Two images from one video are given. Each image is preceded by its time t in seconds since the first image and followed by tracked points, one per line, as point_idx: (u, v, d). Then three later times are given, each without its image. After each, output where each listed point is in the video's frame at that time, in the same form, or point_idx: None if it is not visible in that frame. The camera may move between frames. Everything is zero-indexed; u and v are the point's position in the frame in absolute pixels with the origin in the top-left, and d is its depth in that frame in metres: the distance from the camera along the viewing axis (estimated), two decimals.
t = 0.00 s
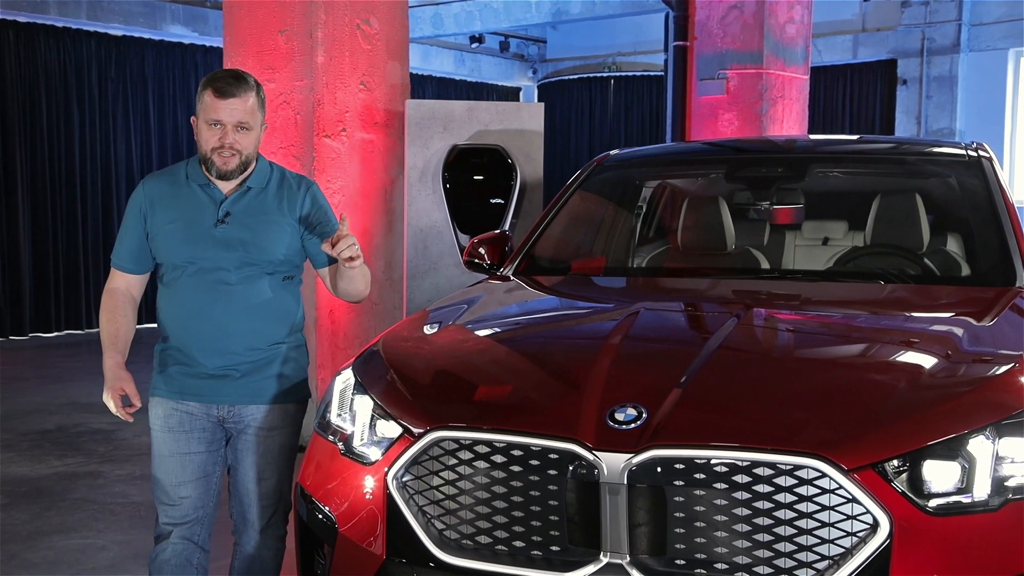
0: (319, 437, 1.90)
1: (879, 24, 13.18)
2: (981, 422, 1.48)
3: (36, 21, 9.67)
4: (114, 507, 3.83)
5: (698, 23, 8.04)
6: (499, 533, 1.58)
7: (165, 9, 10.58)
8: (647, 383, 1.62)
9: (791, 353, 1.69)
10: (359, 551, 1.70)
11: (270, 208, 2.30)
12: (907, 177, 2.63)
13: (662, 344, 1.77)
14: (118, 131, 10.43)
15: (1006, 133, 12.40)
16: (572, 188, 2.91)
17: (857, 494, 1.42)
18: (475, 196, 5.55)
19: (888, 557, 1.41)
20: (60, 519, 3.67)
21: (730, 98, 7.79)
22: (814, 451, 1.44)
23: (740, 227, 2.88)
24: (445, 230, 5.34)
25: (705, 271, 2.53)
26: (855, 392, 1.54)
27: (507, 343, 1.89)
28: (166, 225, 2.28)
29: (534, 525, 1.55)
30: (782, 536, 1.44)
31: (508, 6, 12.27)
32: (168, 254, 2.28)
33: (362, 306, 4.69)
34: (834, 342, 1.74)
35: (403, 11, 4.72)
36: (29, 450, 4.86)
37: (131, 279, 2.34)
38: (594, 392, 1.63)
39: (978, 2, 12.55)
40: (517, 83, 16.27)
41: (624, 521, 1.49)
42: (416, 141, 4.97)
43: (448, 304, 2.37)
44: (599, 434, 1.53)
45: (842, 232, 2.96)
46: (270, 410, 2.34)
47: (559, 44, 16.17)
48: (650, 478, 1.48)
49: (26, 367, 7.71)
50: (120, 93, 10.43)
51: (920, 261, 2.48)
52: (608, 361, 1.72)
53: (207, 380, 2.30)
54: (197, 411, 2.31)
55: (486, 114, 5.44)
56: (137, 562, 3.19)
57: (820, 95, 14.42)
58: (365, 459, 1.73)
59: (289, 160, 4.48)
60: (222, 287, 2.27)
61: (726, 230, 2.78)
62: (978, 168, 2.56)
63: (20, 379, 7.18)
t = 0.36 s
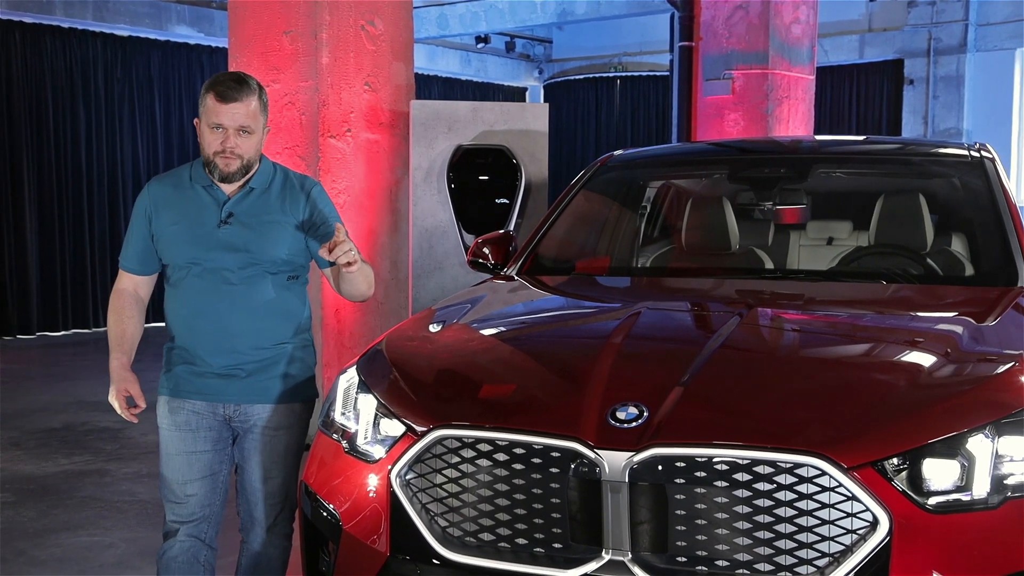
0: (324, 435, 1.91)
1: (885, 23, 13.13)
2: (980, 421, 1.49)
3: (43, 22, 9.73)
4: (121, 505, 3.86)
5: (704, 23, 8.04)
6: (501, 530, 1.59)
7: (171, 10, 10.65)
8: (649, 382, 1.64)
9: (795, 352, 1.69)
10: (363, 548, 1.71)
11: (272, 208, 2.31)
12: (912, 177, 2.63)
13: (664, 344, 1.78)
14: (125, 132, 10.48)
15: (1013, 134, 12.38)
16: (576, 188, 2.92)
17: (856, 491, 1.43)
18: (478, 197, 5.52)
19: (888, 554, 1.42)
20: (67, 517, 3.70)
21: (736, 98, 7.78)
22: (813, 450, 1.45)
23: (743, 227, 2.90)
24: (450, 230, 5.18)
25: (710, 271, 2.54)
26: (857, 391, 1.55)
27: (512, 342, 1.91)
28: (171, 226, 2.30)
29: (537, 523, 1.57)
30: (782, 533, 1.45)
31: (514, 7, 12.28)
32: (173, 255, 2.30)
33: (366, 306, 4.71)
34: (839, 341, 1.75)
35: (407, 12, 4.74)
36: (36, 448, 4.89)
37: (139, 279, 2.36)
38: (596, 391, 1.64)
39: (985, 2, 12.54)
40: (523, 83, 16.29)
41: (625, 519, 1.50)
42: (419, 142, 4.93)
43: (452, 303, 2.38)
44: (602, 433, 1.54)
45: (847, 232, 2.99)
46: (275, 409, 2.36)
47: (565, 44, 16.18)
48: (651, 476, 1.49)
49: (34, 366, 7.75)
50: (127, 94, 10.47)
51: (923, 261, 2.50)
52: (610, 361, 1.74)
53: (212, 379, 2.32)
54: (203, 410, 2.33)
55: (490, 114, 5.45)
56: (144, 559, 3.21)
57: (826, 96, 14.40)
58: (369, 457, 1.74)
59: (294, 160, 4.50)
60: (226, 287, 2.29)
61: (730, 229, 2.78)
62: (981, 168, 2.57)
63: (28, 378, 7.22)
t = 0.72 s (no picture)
0: (321, 433, 1.93)
1: (882, 24, 13.17)
2: (968, 418, 1.51)
3: (39, 22, 9.73)
4: (119, 503, 3.87)
5: (700, 24, 8.07)
6: (497, 526, 1.61)
7: (168, 10, 10.66)
8: (643, 379, 1.65)
9: (790, 350, 1.71)
10: (361, 543, 1.73)
11: (278, 208, 2.34)
12: (905, 177, 2.66)
13: (657, 342, 1.80)
14: (122, 132, 10.48)
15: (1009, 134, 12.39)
16: (571, 188, 2.94)
17: (847, 487, 1.45)
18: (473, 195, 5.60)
19: (877, 549, 1.44)
20: (65, 516, 3.71)
21: (732, 99, 7.81)
22: (805, 445, 1.47)
23: (739, 227, 2.93)
24: (446, 229, 5.36)
25: (704, 270, 2.56)
26: (849, 388, 1.57)
27: (508, 340, 1.92)
28: (176, 225, 2.31)
29: (532, 518, 1.58)
30: (773, 528, 1.47)
31: (510, 7, 12.30)
32: (178, 254, 2.31)
33: (364, 305, 4.72)
34: (834, 340, 1.77)
35: (404, 13, 4.76)
36: (34, 447, 4.90)
37: (141, 278, 2.36)
38: (590, 389, 1.66)
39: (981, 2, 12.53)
40: (520, 84, 16.32)
41: (619, 514, 1.52)
42: (415, 142, 4.96)
43: (447, 303, 2.39)
44: (595, 429, 1.56)
45: (841, 232, 3.01)
46: (274, 405, 2.38)
47: (562, 44, 16.20)
48: (644, 472, 1.51)
49: (32, 366, 7.76)
50: (124, 94, 10.49)
51: (916, 260, 2.52)
52: (604, 358, 1.75)
53: (218, 377, 2.33)
54: (208, 407, 2.35)
55: (487, 115, 5.47)
56: (142, 557, 3.23)
57: (823, 96, 14.42)
58: (366, 454, 1.76)
59: (291, 160, 4.51)
60: (232, 286, 2.31)
61: (725, 229, 2.80)
62: (973, 168, 2.59)
63: (26, 377, 7.23)
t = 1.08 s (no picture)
0: (306, 429, 1.94)
1: (861, 25, 13.34)
2: (940, 411, 1.55)
3: (19, 22, 9.67)
4: (101, 502, 3.86)
5: (681, 25, 8.11)
6: (479, 520, 1.64)
7: (149, 9, 10.60)
8: (624, 375, 1.68)
9: (769, 347, 1.74)
10: (345, 537, 1.74)
11: (266, 204, 2.36)
12: (882, 177, 2.69)
13: (637, 339, 1.82)
14: (102, 131, 10.43)
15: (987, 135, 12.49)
16: (553, 188, 2.97)
17: (822, 480, 1.48)
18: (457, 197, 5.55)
19: (851, 540, 1.47)
20: (47, 515, 3.70)
21: (712, 99, 7.87)
22: (782, 439, 1.50)
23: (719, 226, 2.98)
24: (429, 229, 5.29)
25: (683, 268, 2.59)
26: (826, 382, 1.60)
27: (491, 337, 1.95)
28: (165, 222, 2.31)
29: (514, 512, 1.61)
30: (750, 520, 1.50)
31: (492, 7, 12.31)
32: (167, 250, 2.31)
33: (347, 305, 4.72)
34: (812, 336, 1.80)
35: (386, 13, 4.77)
36: (16, 448, 4.88)
37: (130, 275, 2.36)
38: (572, 384, 1.68)
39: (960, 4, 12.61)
40: (502, 84, 16.36)
41: (599, 508, 1.55)
42: (397, 142, 4.98)
43: (429, 302, 2.41)
44: (576, 424, 1.58)
45: (820, 231, 3.02)
46: (259, 400, 2.40)
47: (544, 45, 16.24)
48: (624, 466, 1.54)
49: (12, 366, 7.72)
50: (104, 94, 10.44)
51: (891, 259, 2.57)
52: (585, 355, 1.78)
53: (208, 373, 2.34)
54: (198, 403, 2.36)
55: (469, 115, 5.50)
56: (126, 555, 3.23)
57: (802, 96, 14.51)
58: (350, 450, 1.78)
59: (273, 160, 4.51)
60: (222, 282, 2.32)
61: (704, 229, 2.83)
62: (947, 169, 2.64)
63: (8, 377, 7.20)
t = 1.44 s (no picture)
0: (290, 425, 1.96)
1: (837, 26, 13.40)
2: (910, 404, 1.59)
3: None
4: (83, 501, 3.86)
5: (659, 26, 8.17)
6: (462, 513, 1.66)
7: (127, 8, 10.55)
8: (603, 370, 1.72)
9: (746, 342, 1.78)
10: (329, 531, 1.77)
11: (252, 201, 2.39)
12: (857, 176, 2.74)
13: (615, 335, 1.86)
14: (81, 131, 10.38)
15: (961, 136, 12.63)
16: (533, 188, 3.00)
17: (796, 471, 1.51)
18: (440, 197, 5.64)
19: (824, 530, 1.51)
20: (29, 514, 3.70)
21: (690, 99, 7.94)
22: (756, 432, 1.53)
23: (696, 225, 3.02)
24: (409, 229, 5.41)
25: (661, 266, 2.63)
26: (800, 376, 1.65)
27: (471, 334, 1.98)
28: (151, 218, 2.33)
29: (495, 505, 1.64)
30: (726, 510, 1.53)
31: (472, 7, 12.34)
32: (153, 245, 2.33)
33: (327, 304, 4.74)
34: (789, 332, 1.84)
35: (366, 13, 4.79)
36: None
37: (113, 270, 2.37)
38: (552, 378, 1.71)
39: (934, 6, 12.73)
40: (481, 84, 16.39)
41: (579, 500, 1.58)
42: (379, 142, 5.02)
43: (410, 300, 2.44)
44: (556, 417, 1.62)
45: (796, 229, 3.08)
46: (243, 396, 2.42)
47: (523, 46, 16.28)
48: (603, 459, 1.57)
49: None
50: (82, 94, 10.39)
51: (865, 257, 2.61)
52: (564, 351, 1.81)
53: (192, 369, 2.36)
54: (182, 399, 2.37)
55: (450, 115, 5.51)
56: (109, 553, 3.24)
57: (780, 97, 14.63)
58: (334, 445, 1.80)
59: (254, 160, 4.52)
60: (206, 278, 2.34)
61: (682, 228, 2.87)
62: (919, 168, 2.69)
63: None
